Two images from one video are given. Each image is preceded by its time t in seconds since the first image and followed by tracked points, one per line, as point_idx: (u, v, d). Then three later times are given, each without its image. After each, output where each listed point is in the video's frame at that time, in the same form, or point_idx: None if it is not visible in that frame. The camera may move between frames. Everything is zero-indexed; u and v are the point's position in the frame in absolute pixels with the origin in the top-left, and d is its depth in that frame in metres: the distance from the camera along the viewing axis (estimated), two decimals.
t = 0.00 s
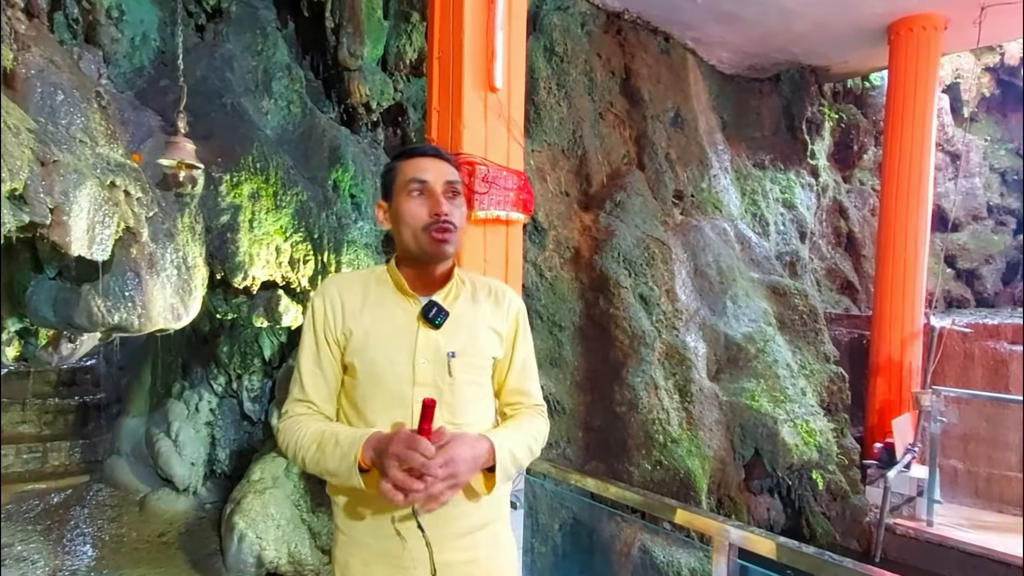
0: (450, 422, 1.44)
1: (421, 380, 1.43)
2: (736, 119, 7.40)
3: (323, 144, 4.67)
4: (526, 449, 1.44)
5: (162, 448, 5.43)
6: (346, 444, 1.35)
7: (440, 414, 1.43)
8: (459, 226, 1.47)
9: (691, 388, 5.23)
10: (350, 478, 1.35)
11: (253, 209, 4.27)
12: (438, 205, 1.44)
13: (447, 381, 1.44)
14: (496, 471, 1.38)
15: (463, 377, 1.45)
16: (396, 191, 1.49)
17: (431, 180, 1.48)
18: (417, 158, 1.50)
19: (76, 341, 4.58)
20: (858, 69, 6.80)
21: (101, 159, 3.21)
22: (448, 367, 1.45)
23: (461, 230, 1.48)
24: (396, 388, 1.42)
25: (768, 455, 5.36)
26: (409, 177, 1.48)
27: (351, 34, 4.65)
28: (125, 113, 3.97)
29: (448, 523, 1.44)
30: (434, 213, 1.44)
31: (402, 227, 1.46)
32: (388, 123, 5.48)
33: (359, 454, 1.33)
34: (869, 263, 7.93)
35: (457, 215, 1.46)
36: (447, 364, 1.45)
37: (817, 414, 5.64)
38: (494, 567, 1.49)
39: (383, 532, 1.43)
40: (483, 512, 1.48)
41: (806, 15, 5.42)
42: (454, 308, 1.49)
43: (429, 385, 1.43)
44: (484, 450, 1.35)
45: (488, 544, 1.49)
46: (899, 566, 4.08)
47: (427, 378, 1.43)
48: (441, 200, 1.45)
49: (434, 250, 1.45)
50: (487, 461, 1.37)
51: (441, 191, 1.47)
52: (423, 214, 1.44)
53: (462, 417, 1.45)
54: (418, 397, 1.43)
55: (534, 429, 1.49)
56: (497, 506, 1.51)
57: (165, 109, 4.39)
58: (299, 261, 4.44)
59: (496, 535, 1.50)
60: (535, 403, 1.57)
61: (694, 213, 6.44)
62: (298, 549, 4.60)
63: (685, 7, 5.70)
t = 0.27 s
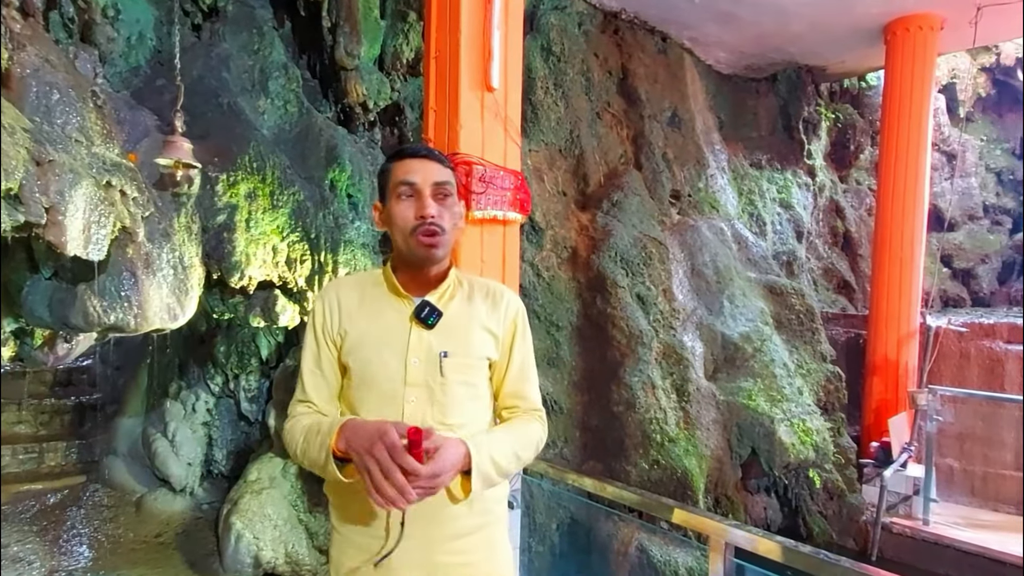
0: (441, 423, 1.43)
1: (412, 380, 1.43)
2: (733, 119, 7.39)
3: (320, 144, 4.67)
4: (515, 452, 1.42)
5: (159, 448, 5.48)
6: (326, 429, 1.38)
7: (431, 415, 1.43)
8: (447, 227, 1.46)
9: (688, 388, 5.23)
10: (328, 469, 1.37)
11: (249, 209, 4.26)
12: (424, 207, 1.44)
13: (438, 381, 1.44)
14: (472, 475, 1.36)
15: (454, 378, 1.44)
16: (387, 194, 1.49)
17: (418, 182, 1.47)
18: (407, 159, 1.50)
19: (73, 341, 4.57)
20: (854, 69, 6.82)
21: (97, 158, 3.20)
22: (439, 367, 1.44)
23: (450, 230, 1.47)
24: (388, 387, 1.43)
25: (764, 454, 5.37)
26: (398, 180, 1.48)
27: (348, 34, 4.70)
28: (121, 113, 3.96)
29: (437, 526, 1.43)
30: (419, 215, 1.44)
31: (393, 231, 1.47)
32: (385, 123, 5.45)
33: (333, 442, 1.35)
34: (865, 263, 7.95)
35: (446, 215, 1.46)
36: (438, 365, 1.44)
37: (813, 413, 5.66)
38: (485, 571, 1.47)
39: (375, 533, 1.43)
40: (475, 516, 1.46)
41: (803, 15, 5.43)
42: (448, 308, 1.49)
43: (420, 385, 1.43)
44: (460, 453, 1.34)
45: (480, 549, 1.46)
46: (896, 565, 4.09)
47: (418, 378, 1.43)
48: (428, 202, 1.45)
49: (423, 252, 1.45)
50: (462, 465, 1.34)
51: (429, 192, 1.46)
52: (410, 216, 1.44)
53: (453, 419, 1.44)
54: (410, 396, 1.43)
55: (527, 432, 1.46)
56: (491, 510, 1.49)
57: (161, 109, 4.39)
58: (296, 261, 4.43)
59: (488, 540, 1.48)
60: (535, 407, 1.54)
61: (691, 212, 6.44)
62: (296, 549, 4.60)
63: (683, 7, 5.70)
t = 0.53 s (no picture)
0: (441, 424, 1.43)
1: (412, 380, 1.43)
2: (732, 119, 7.40)
3: (319, 144, 4.67)
4: (518, 451, 1.41)
5: (159, 448, 5.48)
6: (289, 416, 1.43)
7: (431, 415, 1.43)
8: (439, 228, 1.45)
9: (688, 387, 5.23)
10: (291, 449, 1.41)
11: (249, 209, 4.25)
12: (413, 208, 1.44)
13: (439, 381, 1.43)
14: (491, 458, 1.39)
15: (455, 378, 1.44)
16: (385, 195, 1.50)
17: (408, 185, 1.47)
18: (401, 162, 1.50)
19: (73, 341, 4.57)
20: (853, 68, 6.82)
21: (96, 159, 3.20)
22: (440, 368, 1.44)
23: (444, 232, 1.47)
24: (388, 386, 1.44)
25: (764, 454, 5.37)
26: (392, 184, 1.49)
27: (348, 34, 4.70)
28: (121, 113, 3.96)
29: (435, 527, 1.42)
30: (407, 218, 1.45)
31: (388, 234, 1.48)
32: (384, 123, 5.47)
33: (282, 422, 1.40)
34: (864, 262, 7.96)
35: (439, 217, 1.45)
36: (439, 365, 1.44)
37: (813, 413, 5.66)
38: (484, 573, 1.47)
39: (374, 533, 1.43)
40: (474, 517, 1.46)
41: (801, 15, 5.44)
42: (450, 309, 1.49)
43: (421, 385, 1.43)
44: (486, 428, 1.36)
45: (478, 550, 1.46)
46: (895, 564, 4.09)
47: (419, 378, 1.43)
48: (418, 204, 1.45)
49: (417, 253, 1.46)
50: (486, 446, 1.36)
51: (420, 195, 1.46)
52: (401, 218, 1.45)
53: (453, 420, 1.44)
54: (409, 397, 1.43)
55: (529, 433, 1.45)
56: (491, 512, 1.48)
57: (160, 109, 4.39)
58: (296, 261, 4.43)
59: (488, 541, 1.48)
60: (539, 409, 1.53)
61: (690, 212, 6.44)
62: (296, 549, 4.60)
63: (682, 7, 5.70)
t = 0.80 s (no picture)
0: (441, 426, 1.43)
1: (413, 381, 1.43)
2: (731, 119, 7.41)
3: (319, 144, 4.68)
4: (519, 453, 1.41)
5: (158, 448, 5.42)
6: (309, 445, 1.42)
7: (432, 417, 1.42)
8: (440, 225, 1.46)
9: (688, 387, 5.23)
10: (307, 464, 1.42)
11: (249, 210, 4.25)
12: (416, 205, 1.45)
13: (440, 383, 1.43)
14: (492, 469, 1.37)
15: (456, 380, 1.44)
16: (388, 192, 1.51)
17: (411, 182, 1.47)
18: (405, 159, 1.51)
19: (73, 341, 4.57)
20: (853, 68, 6.83)
21: (96, 160, 3.20)
22: (441, 370, 1.44)
23: (446, 230, 1.47)
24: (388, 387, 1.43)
25: (764, 453, 5.37)
26: (395, 181, 1.49)
27: (347, 35, 4.70)
28: (121, 114, 3.96)
29: (435, 528, 1.42)
30: (410, 213, 1.45)
31: (390, 230, 1.49)
32: (384, 123, 5.48)
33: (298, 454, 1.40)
34: (864, 262, 7.97)
35: (443, 217, 1.46)
36: (440, 367, 1.44)
37: (813, 413, 5.67)
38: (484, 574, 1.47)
39: (374, 534, 1.43)
40: (474, 518, 1.46)
41: (801, 15, 5.44)
42: (452, 310, 1.48)
43: (422, 387, 1.43)
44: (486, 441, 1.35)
45: (478, 551, 1.46)
46: (896, 563, 4.10)
47: (420, 380, 1.43)
48: (421, 200, 1.45)
49: (418, 250, 1.46)
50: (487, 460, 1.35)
51: (423, 191, 1.46)
52: (403, 214, 1.46)
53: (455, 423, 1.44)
54: (410, 398, 1.43)
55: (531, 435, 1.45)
56: (491, 514, 1.49)
57: (161, 110, 4.39)
58: (296, 261, 4.42)
59: (487, 542, 1.48)
60: (540, 410, 1.53)
61: (690, 212, 6.44)
62: (296, 549, 4.60)
63: (681, 8, 5.71)
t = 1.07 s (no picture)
0: (441, 427, 1.43)
1: (412, 382, 1.42)
2: (732, 119, 7.40)
3: (320, 145, 4.68)
4: (518, 449, 1.42)
5: (159, 448, 5.43)
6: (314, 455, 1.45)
7: (432, 418, 1.43)
8: (448, 225, 1.46)
9: (688, 387, 5.24)
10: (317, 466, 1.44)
11: (250, 210, 4.25)
12: (426, 204, 1.45)
13: (440, 384, 1.43)
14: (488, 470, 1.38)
15: (456, 381, 1.44)
16: (394, 190, 1.51)
17: (420, 180, 1.48)
18: (415, 157, 1.51)
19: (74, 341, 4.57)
20: (853, 68, 6.83)
21: (98, 160, 3.21)
22: (440, 371, 1.44)
23: (453, 230, 1.47)
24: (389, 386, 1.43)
25: (764, 453, 5.37)
26: (403, 178, 1.49)
27: (348, 35, 4.71)
28: (122, 114, 3.96)
29: (435, 527, 1.43)
30: (420, 211, 1.45)
31: (397, 226, 1.49)
32: (385, 123, 5.49)
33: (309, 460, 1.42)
34: (864, 262, 7.96)
35: (450, 216, 1.47)
36: (439, 367, 1.44)
37: (813, 412, 5.67)
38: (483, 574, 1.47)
39: (374, 533, 1.44)
40: (474, 518, 1.46)
41: (801, 15, 5.45)
42: (451, 311, 1.48)
43: (421, 388, 1.43)
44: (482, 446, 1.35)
45: (478, 551, 1.47)
46: (896, 563, 4.10)
47: (419, 381, 1.43)
48: (431, 199, 1.45)
49: (425, 249, 1.46)
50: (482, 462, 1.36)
51: (434, 190, 1.47)
52: (411, 212, 1.46)
53: (454, 423, 1.44)
54: (410, 399, 1.43)
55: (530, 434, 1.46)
56: (490, 514, 1.49)
57: (161, 111, 4.39)
58: (297, 261, 4.42)
59: (487, 541, 1.48)
60: (539, 409, 1.54)
61: (691, 212, 6.44)
62: (297, 548, 4.60)
63: (681, 8, 5.71)
